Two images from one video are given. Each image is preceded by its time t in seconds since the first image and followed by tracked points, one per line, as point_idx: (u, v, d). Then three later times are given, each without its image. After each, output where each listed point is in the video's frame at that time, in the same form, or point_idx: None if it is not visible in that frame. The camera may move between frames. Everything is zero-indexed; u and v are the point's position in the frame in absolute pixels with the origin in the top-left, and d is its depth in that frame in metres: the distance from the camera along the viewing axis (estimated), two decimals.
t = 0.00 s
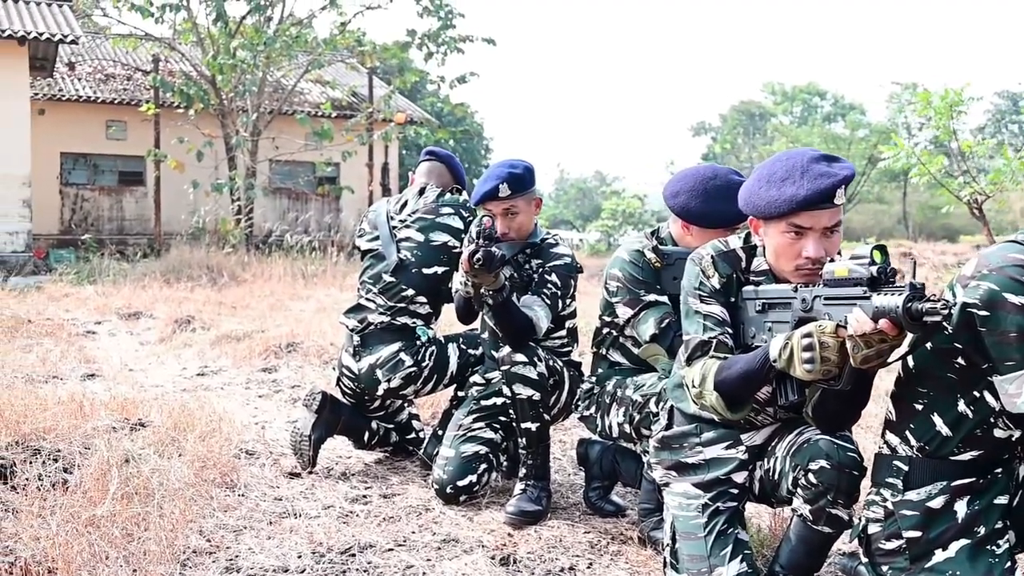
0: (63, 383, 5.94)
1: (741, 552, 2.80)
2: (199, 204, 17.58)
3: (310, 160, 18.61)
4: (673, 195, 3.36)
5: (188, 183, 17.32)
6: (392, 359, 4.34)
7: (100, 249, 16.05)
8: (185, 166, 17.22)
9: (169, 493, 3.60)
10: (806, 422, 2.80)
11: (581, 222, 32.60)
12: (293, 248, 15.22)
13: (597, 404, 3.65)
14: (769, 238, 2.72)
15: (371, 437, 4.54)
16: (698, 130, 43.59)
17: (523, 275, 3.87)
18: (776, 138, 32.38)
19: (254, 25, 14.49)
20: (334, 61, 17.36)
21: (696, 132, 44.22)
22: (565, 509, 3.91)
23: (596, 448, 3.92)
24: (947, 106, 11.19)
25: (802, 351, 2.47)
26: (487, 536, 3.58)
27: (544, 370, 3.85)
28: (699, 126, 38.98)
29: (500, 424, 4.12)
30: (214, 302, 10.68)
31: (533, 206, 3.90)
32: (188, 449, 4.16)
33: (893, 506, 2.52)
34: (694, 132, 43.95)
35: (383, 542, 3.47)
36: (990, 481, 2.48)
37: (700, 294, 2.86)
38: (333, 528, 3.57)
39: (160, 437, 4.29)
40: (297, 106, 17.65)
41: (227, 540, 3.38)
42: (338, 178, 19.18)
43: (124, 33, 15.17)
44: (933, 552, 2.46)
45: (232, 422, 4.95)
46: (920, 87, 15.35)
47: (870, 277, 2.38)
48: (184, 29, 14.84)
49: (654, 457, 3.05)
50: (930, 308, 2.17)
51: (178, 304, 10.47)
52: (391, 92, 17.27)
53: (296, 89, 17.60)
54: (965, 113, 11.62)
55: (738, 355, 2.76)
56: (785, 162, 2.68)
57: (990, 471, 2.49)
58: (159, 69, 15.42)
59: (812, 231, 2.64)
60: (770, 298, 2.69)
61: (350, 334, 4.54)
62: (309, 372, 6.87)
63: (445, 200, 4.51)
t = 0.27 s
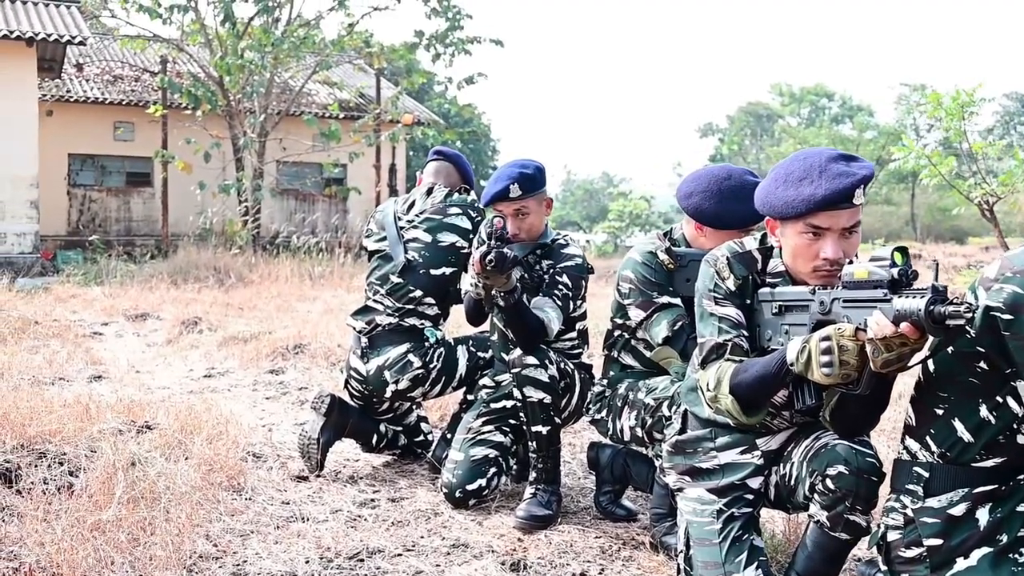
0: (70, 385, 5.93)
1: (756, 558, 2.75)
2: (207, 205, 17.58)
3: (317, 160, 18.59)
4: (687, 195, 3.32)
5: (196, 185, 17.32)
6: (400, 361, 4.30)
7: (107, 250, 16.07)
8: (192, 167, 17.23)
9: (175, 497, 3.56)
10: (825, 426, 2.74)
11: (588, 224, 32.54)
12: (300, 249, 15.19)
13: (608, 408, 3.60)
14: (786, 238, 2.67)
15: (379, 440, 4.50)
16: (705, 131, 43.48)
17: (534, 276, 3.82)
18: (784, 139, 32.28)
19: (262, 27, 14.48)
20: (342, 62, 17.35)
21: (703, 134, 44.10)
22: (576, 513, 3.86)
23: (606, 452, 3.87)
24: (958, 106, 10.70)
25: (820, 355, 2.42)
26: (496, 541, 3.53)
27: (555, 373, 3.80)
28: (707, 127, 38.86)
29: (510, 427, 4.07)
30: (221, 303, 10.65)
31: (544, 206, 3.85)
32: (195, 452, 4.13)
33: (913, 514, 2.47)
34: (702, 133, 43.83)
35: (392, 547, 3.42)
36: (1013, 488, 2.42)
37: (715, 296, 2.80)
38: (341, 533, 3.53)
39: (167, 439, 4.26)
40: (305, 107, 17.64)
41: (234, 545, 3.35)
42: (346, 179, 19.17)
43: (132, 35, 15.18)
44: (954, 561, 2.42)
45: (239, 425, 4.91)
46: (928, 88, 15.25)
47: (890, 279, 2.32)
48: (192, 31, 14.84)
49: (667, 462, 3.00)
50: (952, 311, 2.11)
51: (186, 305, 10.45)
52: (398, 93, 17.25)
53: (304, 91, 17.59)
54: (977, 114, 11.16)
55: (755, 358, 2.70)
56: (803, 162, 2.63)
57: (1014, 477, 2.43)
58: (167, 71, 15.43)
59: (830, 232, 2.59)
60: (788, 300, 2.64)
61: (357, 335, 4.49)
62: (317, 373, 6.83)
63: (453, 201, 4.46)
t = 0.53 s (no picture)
0: (69, 387, 5.88)
1: (767, 566, 2.70)
2: (206, 206, 17.53)
3: (317, 161, 18.53)
4: (694, 196, 3.27)
5: (195, 185, 17.27)
6: (402, 363, 4.24)
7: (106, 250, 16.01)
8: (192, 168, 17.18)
9: (175, 502, 3.51)
10: (837, 430, 2.69)
11: (587, 224, 32.47)
12: (300, 250, 15.13)
13: (614, 411, 3.55)
14: (797, 239, 2.62)
15: (381, 443, 4.44)
16: (705, 131, 43.41)
17: (538, 278, 3.77)
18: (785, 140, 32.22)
19: (262, 27, 14.44)
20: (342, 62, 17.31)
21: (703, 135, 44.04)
22: (580, 518, 3.80)
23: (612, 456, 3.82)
24: (961, 106, 10.59)
25: (833, 359, 2.36)
26: (500, 546, 3.48)
27: (560, 376, 3.74)
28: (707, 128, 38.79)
29: (514, 431, 4.02)
30: (221, 304, 10.60)
31: (548, 207, 3.80)
32: (195, 456, 4.08)
33: (929, 521, 2.42)
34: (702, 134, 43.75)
35: (395, 552, 3.37)
36: None
37: (724, 298, 2.75)
38: (343, 538, 3.48)
39: (167, 443, 4.21)
40: (305, 108, 17.60)
41: (235, 551, 3.29)
42: (346, 179, 19.12)
43: (132, 35, 15.13)
44: (971, 569, 2.37)
45: (240, 428, 4.86)
46: (929, 89, 15.21)
47: (907, 281, 2.28)
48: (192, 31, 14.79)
49: (676, 467, 2.95)
50: (970, 314, 2.06)
51: (186, 306, 10.39)
52: (398, 93, 17.20)
53: (304, 91, 17.55)
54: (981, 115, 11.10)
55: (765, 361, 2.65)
56: (814, 162, 2.58)
57: None
58: (167, 71, 15.38)
59: (843, 232, 2.53)
60: (799, 303, 2.59)
61: (358, 338, 4.44)
62: (317, 375, 6.78)
63: (455, 201, 4.41)
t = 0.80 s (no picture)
0: (69, 389, 5.83)
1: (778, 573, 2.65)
2: (206, 207, 17.48)
3: (318, 161, 18.48)
4: (703, 196, 3.22)
5: (195, 186, 17.22)
6: (404, 366, 4.19)
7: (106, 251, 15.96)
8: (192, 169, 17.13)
9: (176, 507, 3.46)
10: (850, 435, 2.66)
11: (588, 225, 32.41)
12: (300, 251, 15.09)
13: (621, 414, 3.50)
14: (811, 240, 2.57)
15: (384, 447, 4.39)
16: (704, 132, 43.36)
17: (544, 280, 3.73)
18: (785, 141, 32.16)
19: (262, 27, 14.40)
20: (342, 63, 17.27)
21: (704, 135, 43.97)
22: (587, 523, 3.76)
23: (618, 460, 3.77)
24: (966, 106, 10.51)
25: (848, 362, 2.31)
26: (506, 552, 3.43)
27: (566, 379, 3.69)
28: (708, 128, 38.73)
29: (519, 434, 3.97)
30: (222, 305, 10.55)
31: (554, 208, 3.76)
32: (196, 460, 4.03)
33: (947, 528, 2.37)
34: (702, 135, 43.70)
35: (399, 558, 3.32)
36: None
37: (735, 300, 2.71)
38: (346, 544, 3.43)
39: (168, 447, 4.16)
40: (305, 109, 17.55)
41: (237, 556, 3.24)
42: (346, 180, 19.08)
43: (132, 36, 15.08)
44: None
45: (241, 431, 4.81)
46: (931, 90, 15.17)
47: (924, 283, 2.24)
48: (192, 32, 14.75)
49: (685, 472, 2.90)
50: (990, 317, 2.01)
51: (186, 307, 10.34)
52: (399, 94, 17.16)
53: (304, 92, 17.50)
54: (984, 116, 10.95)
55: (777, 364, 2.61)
56: (828, 161, 2.54)
57: None
58: (166, 72, 15.33)
59: (858, 233, 2.48)
60: (812, 305, 2.55)
61: (360, 340, 4.39)
62: (319, 377, 6.73)
63: (458, 202, 4.36)
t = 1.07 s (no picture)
0: (71, 391, 5.79)
1: None
2: (208, 206, 17.45)
3: (319, 161, 18.44)
4: (713, 196, 3.17)
5: (197, 185, 17.18)
6: (408, 367, 4.14)
7: (108, 251, 15.93)
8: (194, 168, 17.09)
9: (180, 510, 3.42)
10: (868, 439, 2.63)
11: (590, 225, 32.36)
12: (302, 251, 15.04)
13: (630, 416, 3.46)
14: (826, 240, 2.52)
15: (389, 449, 4.34)
16: (706, 132, 43.29)
17: (551, 281, 3.69)
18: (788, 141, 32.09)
19: (264, 27, 14.35)
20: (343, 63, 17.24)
21: (706, 135, 43.85)
22: (595, 526, 3.72)
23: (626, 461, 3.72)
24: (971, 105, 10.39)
25: (865, 365, 2.27)
26: (513, 556, 3.39)
27: (573, 381, 3.65)
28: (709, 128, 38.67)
29: (526, 436, 3.92)
30: (224, 305, 10.51)
31: (561, 209, 3.71)
32: (199, 462, 3.99)
33: (968, 535, 2.35)
34: (704, 135, 43.63)
35: (406, 562, 3.28)
36: None
37: (748, 302, 2.66)
38: (352, 548, 3.39)
39: (170, 449, 4.12)
40: (307, 108, 17.51)
41: (241, 561, 3.20)
42: (348, 180, 19.03)
43: (133, 35, 15.04)
44: None
45: (244, 433, 4.77)
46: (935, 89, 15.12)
47: (943, 285, 2.21)
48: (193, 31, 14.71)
49: (696, 476, 2.86)
50: (1010, 319, 1.97)
51: (188, 308, 10.30)
52: (401, 94, 17.11)
53: (306, 91, 17.46)
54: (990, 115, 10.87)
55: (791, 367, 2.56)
56: (844, 160, 2.50)
57: None
58: (168, 71, 15.28)
59: (875, 233, 2.44)
60: (827, 306, 2.50)
61: (364, 342, 4.34)
62: (323, 378, 6.69)
63: (462, 202, 4.31)
